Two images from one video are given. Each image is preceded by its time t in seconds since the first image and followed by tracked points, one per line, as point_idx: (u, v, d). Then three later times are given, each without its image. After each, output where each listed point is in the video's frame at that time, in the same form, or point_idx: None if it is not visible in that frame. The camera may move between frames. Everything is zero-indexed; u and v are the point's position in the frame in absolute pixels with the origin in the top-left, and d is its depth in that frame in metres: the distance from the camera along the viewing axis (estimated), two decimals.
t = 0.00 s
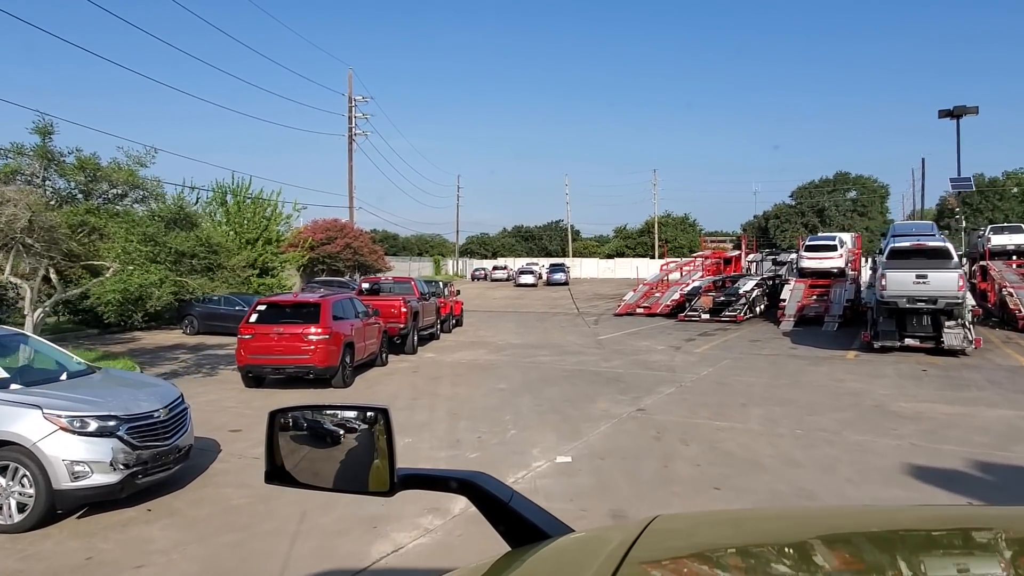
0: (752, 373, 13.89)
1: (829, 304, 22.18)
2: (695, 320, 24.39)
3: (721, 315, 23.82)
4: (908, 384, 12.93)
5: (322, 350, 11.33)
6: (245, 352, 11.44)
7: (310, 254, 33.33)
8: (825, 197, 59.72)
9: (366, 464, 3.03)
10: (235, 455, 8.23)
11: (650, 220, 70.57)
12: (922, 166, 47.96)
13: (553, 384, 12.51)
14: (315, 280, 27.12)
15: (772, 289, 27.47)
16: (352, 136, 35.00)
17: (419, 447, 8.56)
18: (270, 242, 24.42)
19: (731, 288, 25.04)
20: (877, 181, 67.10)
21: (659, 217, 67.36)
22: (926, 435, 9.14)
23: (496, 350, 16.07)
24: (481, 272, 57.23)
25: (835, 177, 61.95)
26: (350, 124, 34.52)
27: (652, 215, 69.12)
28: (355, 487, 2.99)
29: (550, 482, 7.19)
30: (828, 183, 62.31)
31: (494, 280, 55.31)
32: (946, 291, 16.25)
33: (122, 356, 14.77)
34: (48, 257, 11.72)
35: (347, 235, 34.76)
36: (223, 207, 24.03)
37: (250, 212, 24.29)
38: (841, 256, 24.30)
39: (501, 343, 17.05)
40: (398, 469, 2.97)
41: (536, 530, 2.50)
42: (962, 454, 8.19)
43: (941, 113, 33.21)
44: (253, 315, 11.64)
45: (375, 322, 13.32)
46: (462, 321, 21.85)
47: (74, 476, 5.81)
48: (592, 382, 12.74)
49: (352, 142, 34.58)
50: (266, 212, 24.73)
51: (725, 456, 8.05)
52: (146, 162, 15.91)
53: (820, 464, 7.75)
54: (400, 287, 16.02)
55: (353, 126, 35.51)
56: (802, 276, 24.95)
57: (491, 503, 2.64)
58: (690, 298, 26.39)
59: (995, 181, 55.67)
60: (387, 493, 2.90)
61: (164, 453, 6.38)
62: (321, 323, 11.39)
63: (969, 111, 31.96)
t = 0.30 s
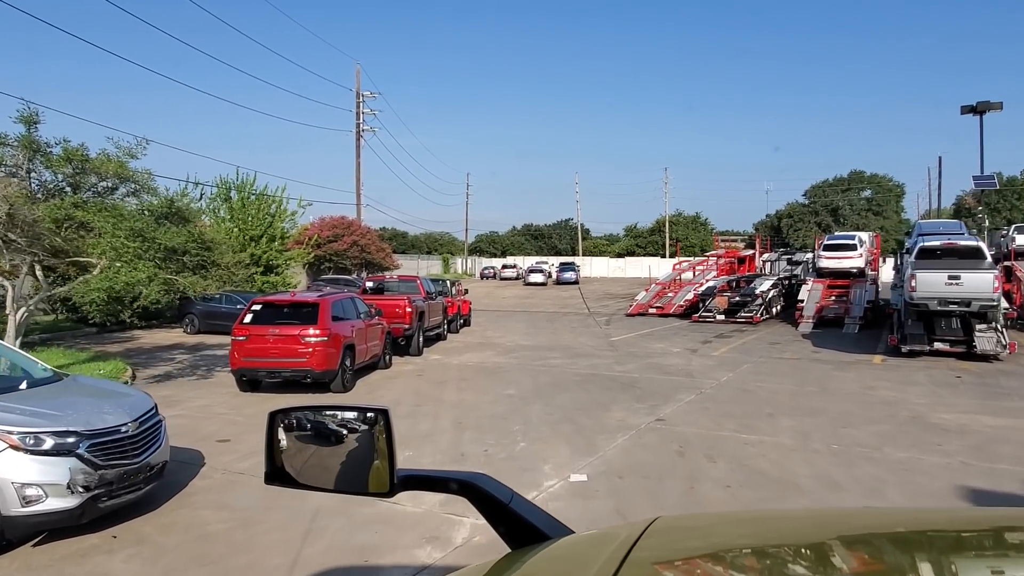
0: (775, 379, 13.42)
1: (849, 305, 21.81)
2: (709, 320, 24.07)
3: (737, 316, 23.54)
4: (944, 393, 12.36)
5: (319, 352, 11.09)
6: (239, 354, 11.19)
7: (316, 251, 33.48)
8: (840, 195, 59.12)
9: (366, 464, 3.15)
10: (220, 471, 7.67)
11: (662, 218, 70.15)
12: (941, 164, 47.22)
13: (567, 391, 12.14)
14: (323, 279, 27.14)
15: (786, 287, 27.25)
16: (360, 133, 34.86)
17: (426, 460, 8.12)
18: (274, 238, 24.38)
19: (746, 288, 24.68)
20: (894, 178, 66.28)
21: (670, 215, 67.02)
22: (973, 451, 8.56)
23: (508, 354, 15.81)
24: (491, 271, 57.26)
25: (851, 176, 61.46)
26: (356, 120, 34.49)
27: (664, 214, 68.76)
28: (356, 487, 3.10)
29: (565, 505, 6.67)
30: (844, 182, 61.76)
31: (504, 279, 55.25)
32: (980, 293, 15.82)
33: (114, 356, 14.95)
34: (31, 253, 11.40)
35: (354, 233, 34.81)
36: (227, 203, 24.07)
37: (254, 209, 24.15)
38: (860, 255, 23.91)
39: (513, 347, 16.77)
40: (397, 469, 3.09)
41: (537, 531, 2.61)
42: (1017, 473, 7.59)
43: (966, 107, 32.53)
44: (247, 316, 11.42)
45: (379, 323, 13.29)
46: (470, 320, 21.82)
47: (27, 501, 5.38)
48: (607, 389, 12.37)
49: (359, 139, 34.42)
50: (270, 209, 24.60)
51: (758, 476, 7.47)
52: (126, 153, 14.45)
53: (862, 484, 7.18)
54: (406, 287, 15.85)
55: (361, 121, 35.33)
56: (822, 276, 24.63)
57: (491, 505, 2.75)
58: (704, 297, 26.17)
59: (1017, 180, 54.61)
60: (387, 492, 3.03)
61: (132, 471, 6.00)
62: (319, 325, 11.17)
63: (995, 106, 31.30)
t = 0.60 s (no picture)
0: (800, 385, 12.73)
1: (869, 306, 21.52)
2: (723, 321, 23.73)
3: (752, 316, 23.29)
4: (982, 400, 11.65)
5: (316, 355, 10.67)
6: (231, 357, 10.78)
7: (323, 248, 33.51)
8: (853, 194, 58.67)
9: (367, 464, 3.21)
10: (205, 485, 7.01)
11: (672, 217, 69.86)
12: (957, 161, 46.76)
13: (580, 397, 11.53)
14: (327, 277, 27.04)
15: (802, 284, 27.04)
16: (365, 128, 34.75)
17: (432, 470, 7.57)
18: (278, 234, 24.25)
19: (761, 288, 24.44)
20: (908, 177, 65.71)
21: (680, 214, 66.72)
22: None
23: (518, 358, 15.36)
24: (500, 269, 57.27)
25: (864, 174, 60.99)
26: (362, 114, 34.43)
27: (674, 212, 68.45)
28: (357, 488, 3.16)
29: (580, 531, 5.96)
30: (858, 181, 61.39)
31: (512, 277, 55.15)
32: (1016, 294, 15.27)
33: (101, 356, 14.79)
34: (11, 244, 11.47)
35: (361, 230, 34.84)
36: (230, 198, 23.77)
37: (256, 206, 23.84)
38: (880, 254, 23.70)
39: (522, 350, 16.32)
40: (398, 469, 3.15)
41: (538, 530, 2.61)
42: None
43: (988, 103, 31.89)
44: (240, 316, 11.04)
45: (381, 323, 13.06)
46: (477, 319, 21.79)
47: None
48: (621, 396, 11.76)
49: (365, 134, 34.26)
50: (274, 205, 24.40)
51: (796, 495, 6.78)
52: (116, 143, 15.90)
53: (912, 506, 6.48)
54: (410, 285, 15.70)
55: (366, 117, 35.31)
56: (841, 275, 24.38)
57: (491, 504, 2.77)
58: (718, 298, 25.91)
59: None
60: (388, 492, 3.10)
61: (90, 495, 5.35)
62: (316, 325, 10.77)
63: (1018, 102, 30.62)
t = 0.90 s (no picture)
0: (827, 392, 11.92)
1: (889, 306, 21.20)
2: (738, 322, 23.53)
3: (767, 316, 23.06)
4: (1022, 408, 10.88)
5: (310, 359, 9.88)
6: (219, 360, 10.01)
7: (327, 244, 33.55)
8: (865, 191, 58.38)
9: (367, 463, 3.25)
10: (178, 506, 6.26)
11: (681, 215, 69.74)
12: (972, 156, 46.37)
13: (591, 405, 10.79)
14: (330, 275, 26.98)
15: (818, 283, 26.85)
16: (371, 125, 34.72)
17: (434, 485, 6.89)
18: (280, 231, 24.27)
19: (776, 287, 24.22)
20: (921, 174, 65.24)
21: (689, 212, 66.61)
22: None
23: (525, 362, 14.81)
24: (508, 267, 57.47)
25: (876, 172, 60.65)
26: (368, 109, 34.41)
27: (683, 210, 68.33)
28: (356, 488, 3.20)
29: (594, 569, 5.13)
30: (870, 178, 61.17)
31: (520, 275, 55.23)
32: None
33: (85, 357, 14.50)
34: None
35: (366, 227, 34.94)
36: (231, 195, 23.73)
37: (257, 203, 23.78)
38: (899, 253, 23.50)
39: (529, 355, 15.78)
40: (397, 469, 3.19)
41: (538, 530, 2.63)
42: None
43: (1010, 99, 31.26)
44: (229, 316, 10.27)
45: (381, 324, 12.40)
46: (484, 318, 21.84)
47: None
48: (636, 402, 11.01)
49: (371, 130, 34.20)
50: (276, 202, 24.33)
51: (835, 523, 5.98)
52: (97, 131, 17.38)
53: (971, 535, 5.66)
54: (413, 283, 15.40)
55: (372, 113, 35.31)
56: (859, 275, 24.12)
57: (489, 504, 2.77)
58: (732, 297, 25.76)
59: None
60: (387, 491, 3.13)
61: (30, 528, 4.68)
62: (310, 327, 9.99)
63: None
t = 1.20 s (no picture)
0: (857, 399, 11.17)
1: (909, 306, 20.98)
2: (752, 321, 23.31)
3: (782, 316, 22.77)
4: None
5: (301, 363, 9.27)
6: (205, 364, 9.44)
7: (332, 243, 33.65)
8: (877, 188, 57.91)
9: (367, 464, 3.20)
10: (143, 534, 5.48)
11: (689, 213, 69.42)
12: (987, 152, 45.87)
13: (603, 411, 10.08)
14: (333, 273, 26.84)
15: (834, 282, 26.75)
16: (375, 120, 34.34)
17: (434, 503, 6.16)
18: (281, 228, 24.05)
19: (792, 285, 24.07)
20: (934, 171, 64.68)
21: (698, 210, 66.28)
22: None
23: (532, 365, 14.23)
24: (516, 266, 57.33)
25: (889, 168, 60.14)
26: (372, 105, 34.23)
27: (692, 208, 68.00)
28: (356, 488, 3.16)
29: None
30: (883, 175, 60.64)
31: (527, 273, 55.14)
32: None
33: (73, 360, 14.03)
34: None
35: (371, 225, 34.96)
36: (232, 192, 23.58)
37: (258, 199, 23.55)
38: (919, 250, 23.18)
39: (538, 359, 15.20)
40: (397, 470, 3.14)
41: (539, 533, 2.67)
42: None
43: None
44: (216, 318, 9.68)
45: (380, 325, 11.82)
46: (490, 318, 21.87)
47: None
48: (653, 410, 10.29)
49: (376, 126, 33.94)
50: (277, 198, 24.02)
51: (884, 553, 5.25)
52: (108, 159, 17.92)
53: None
54: (416, 281, 15.18)
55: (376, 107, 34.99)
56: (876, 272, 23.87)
57: (489, 505, 2.82)
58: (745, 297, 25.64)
59: None
60: (388, 492, 3.09)
61: None
62: (302, 329, 9.40)
63: None
